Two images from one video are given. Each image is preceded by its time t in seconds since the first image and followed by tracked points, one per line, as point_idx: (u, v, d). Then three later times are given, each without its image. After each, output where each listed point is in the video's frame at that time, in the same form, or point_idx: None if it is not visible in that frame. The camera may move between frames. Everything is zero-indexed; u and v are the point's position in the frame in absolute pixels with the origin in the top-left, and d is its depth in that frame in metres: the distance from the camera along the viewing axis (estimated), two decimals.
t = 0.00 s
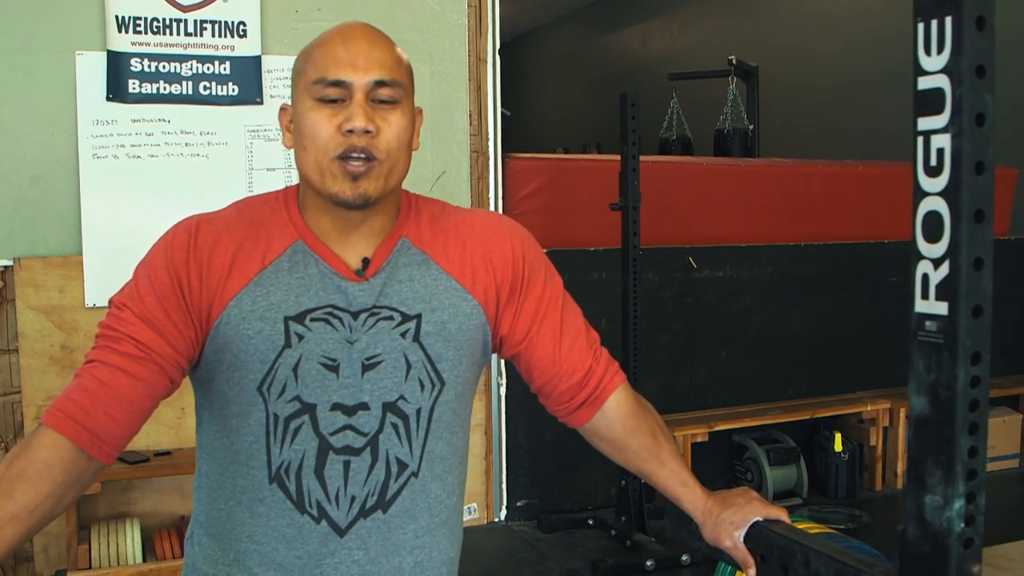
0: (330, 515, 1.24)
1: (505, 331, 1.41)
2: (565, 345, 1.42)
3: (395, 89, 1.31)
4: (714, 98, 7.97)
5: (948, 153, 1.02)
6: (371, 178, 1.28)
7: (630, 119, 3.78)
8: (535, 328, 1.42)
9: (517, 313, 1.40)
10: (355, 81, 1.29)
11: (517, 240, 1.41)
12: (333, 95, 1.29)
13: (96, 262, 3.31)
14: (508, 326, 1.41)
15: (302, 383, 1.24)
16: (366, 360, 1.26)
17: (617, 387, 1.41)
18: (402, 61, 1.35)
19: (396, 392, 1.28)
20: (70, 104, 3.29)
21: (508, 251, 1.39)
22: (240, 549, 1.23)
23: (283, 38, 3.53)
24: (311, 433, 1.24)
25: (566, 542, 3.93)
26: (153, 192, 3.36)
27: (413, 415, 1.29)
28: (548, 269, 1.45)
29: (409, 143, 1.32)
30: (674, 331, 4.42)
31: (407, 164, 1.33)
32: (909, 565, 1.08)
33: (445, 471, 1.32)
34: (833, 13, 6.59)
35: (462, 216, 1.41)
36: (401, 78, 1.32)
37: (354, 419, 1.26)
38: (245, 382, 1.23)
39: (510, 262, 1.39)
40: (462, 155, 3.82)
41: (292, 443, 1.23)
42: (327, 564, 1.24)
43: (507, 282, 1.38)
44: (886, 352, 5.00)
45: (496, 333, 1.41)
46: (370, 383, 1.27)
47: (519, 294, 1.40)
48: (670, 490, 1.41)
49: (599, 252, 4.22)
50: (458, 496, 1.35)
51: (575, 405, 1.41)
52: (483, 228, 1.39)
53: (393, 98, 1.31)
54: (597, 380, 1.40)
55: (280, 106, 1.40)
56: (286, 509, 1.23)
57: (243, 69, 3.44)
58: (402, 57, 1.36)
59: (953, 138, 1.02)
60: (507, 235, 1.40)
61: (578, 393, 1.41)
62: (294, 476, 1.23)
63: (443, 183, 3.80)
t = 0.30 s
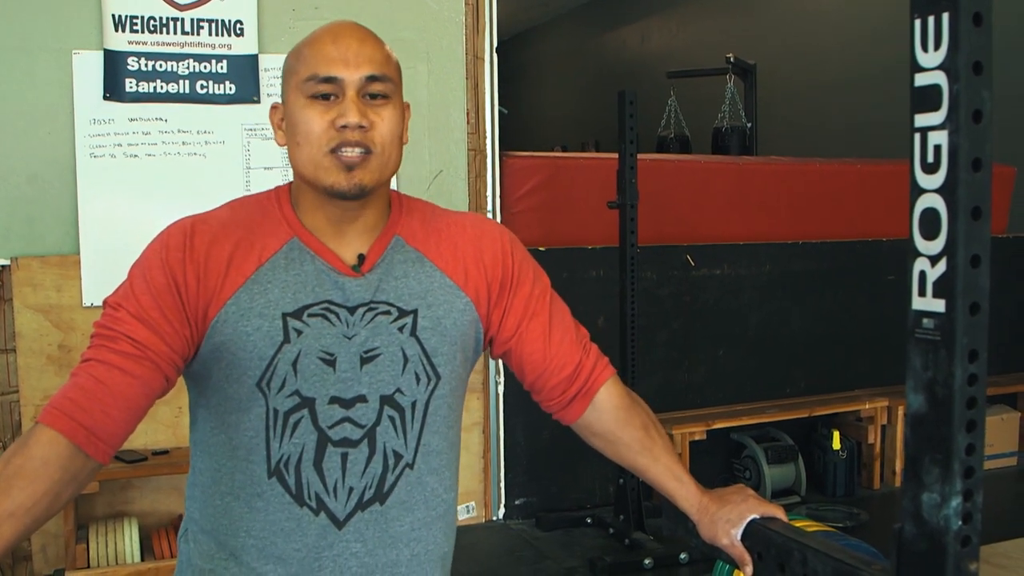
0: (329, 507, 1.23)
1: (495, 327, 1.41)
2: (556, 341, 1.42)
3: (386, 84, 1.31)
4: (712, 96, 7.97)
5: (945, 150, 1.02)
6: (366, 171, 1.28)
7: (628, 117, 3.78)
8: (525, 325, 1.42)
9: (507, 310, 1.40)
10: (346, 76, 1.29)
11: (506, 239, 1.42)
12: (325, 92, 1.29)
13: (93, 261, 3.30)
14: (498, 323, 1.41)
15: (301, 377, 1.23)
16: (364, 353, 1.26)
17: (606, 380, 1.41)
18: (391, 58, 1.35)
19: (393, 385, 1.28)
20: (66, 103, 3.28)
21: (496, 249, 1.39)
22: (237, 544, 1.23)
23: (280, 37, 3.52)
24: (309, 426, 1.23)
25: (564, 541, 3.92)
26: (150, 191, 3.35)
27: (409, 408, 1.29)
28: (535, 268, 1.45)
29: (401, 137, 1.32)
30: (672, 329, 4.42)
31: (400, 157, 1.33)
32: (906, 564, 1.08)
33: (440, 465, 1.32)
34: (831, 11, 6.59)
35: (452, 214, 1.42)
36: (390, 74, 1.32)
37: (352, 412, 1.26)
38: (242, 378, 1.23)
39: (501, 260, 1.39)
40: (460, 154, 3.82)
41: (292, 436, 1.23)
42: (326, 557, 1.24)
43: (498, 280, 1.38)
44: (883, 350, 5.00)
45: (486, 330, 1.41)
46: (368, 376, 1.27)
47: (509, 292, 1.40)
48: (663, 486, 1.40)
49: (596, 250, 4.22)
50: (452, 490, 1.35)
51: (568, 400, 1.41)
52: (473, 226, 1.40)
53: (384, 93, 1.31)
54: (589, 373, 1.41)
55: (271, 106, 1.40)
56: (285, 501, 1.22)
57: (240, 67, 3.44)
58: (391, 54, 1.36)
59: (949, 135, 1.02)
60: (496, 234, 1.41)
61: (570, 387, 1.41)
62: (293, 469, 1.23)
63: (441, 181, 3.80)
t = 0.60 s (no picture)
0: (316, 500, 1.23)
1: (486, 324, 1.40)
2: (546, 338, 1.41)
3: (374, 77, 1.31)
4: (710, 93, 7.96)
5: (942, 146, 1.02)
6: (354, 162, 1.27)
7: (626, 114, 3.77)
8: (516, 322, 1.41)
9: (498, 308, 1.40)
10: (334, 70, 1.28)
11: (497, 236, 1.41)
12: (313, 84, 1.28)
13: (90, 258, 3.29)
14: (489, 322, 1.40)
15: (288, 372, 1.23)
16: (350, 348, 1.26)
17: (599, 377, 1.41)
18: (380, 52, 1.34)
19: (379, 379, 1.27)
20: (63, 99, 3.27)
21: (486, 247, 1.38)
22: (226, 537, 1.23)
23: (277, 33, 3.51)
24: (297, 421, 1.23)
25: (562, 538, 3.92)
26: (147, 187, 3.34)
27: (395, 402, 1.28)
28: (528, 265, 1.44)
29: (389, 129, 1.32)
30: (670, 326, 4.42)
31: (389, 150, 1.32)
32: (904, 561, 1.08)
33: (428, 459, 1.30)
34: (830, 7, 6.58)
35: (443, 211, 1.41)
36: (378, 67, 1.32)
37: (339, 406, 1.25)
38: (231, 373, 1.22)
39: (492, 258, 1.38)
40: (458, 150, 3.82)
41: (280, 430, 1.23)
42: (314, 550, 1.23)
43: (488, 277, 1.37)
44: (881, 347, 5.00)
45: (478, 327, 1.41)
46: (355, 371, 1.26)
47: (499, 290, 1.40)
48: (660, 483, 1.39)
49: (594, 247, 4.21)
50: (442, 485, 1.33)
51: (560, 397, 1.40)
52: (463, 222, 1.39)
53: (372, 86, 1.30)
54: (581, 368, 1.40)
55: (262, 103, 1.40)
56: (274, 494, 1.22)
57: (237, 64, 3.43)
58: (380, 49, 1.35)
59: (947, 131, 1.01)
60: (487, 232, 1.40)
61: (562, 384, 1.40)
62: (282, 462, 1.22)
63: (438, 178, 3.80)
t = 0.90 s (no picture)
0: (308, 499, 1.22)
1: (481, 323, 1.40)
2: (543, 336, 1.40)
3: (363, 70, 1.30)
4: (709, 89, 7.95)
5: (943, 142, 1.01)
6: (343, 156, 1.27)
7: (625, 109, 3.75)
8: (512, 320, 1.40)
9: (493, 306, 1.39)
10: (322, 65, 1.28)
11: (494, 233, 1.39)
12: (302, 79, 1.27)
13: (88, 254, 3.29)
14: (484, 320, 1.39)
15: (279, 371, 1.23)
16: (342, 347, 1.25)
17: (596, 376, 1.39)
18: (370, 46, 1.33)
19: (371, 379, 1.26)
20: (61, 95, 3.26)
21: (481, 244, 1.37)
22: (218, 535, 1.22)
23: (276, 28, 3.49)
24: (288, 420, 1.22)
25: (561, 534, 3.92)
26: (146, 183, 3.33)
27: (387, 402, 1.27)
28: (526, 263, 1.43)
29: (380, 123, 1.31)
30: (670, 322, 4.41)
31: (379, 143, 1.31)
32: (903, 560, 1.07)
33: (421, 460, 1.29)
34: (829, 3, 6.57)
35: (440, 208, 1.40)
36: (369, 61, 1.31)
37: (331, 406, 1.24)
38: (223, 371, 1.22)
39: (487, 257, 1.37)
40: (457, 146, 3.81)
41: (271, 429, 1.22)
42: (305, 549, 1.23)
43: (483, 276, 1.36)
44: (881, 343, 4.99)
45: (473, 324, 1.40)
46: (347, 370, 1.25)
47: (494, 288, 1.38)
48: (657, 482, 1.39)
49: (594, 243, 4.20)
50: (435, 485, 1.32)
51: (555, 395, 1.39)
52: (459, 221, 1.37)
53: (362, 80, 1.29)
54: (577, 366, 1.39)
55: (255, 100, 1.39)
56: (264, 493, 1.21)
57: (236, 59, 3.42)
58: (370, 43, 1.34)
59: (947, 126, 1.00)
60: (482, 229, 1.38)
61: (557, 384, 1.39)
62: (273, 461, 1.22)
63: (437, 174, 3.79)
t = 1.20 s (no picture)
0: (310, 505, 1.22)
1: (482, 326, 1.39)
2: (545, 339, 1.39)
3: (361, 75, 1.29)
4: (711, 89, 7.93)
5: (945, 143, 1.00)
6: (342, 163, 1.26)
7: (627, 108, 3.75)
8: (513, 324, 1.39)
9: (495, 309, 1.39)
10: (319, 70, 1.27)
11: (495, 234, 1.39)
12: (299, 85, 1.27)
13: (89, 252, 3.28)
14: (486, 322, 1.39)
15: (280, 376, 1.22)
16: (344, 353, 1.25)
17: (598, 380, 1.38)
18: (368, 48, 1.32)
19: (373, 385, 1.26)
20: (62, 92, 3.25)
21: (483, 244, 1.36)
22: (218, 540, 1.22)
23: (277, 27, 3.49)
24: (289, 425, 1.22)
25: (561, 534, 3.92)
26: (147, 181, 3.33)
27: (390, 408, 1.26)
28: (528, 264, 1.42)
29: (379, 128, 1.30)
30: (671, 322, 4.40)
31: (379, 149, 1.30)
32: (904, 564, 1.06)
33: (423, 464, 1.29)
34: (831, 2, 6.56)
35: (442, 209, 1.39)
36: (367, 65, 1.30)
37: (332, 411, 1.24)
38: (222, 375, 1.21)
39: (489, 259, 1.36)
40: (458, 145, 3.80)
41: (271, 434, 1.22)
42: (308, 555, 1.22)
43: (485, 278, 1.36)
44: (882, 343, 4.98)
45: (475, 326, 1.39)
46: (348, 376, 1.25)
47: (495, 291, 1.38)
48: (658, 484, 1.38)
49: (595, 243, 4.19)
50: (437, 489, 1.32)
51: (556, 398, 1.38)
52: (462, 222, 1.37)
53: (360, 84, 1.29)
54: (579, 369, 1.38)
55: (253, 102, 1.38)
56: (265, 499, 1.21)
57: (237, 57, 3.41)
58: (368, 45, 1.33)
59: (950, 128, 1.00)
60: (483, 230, 1.37)
61: (558, 388, 1.38)
62: (273, 467, 1.21)
63: (438, 172, 3.78)
